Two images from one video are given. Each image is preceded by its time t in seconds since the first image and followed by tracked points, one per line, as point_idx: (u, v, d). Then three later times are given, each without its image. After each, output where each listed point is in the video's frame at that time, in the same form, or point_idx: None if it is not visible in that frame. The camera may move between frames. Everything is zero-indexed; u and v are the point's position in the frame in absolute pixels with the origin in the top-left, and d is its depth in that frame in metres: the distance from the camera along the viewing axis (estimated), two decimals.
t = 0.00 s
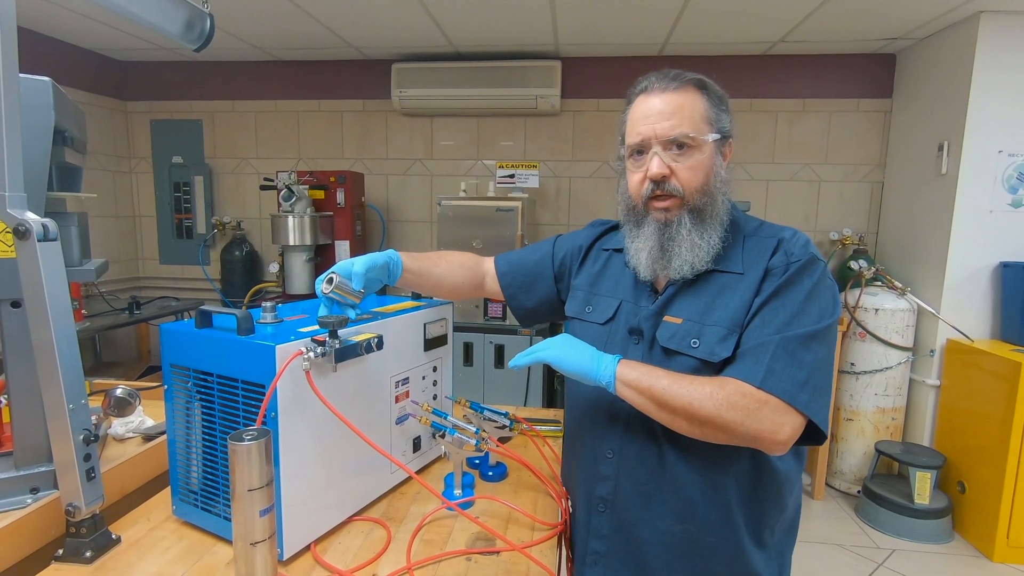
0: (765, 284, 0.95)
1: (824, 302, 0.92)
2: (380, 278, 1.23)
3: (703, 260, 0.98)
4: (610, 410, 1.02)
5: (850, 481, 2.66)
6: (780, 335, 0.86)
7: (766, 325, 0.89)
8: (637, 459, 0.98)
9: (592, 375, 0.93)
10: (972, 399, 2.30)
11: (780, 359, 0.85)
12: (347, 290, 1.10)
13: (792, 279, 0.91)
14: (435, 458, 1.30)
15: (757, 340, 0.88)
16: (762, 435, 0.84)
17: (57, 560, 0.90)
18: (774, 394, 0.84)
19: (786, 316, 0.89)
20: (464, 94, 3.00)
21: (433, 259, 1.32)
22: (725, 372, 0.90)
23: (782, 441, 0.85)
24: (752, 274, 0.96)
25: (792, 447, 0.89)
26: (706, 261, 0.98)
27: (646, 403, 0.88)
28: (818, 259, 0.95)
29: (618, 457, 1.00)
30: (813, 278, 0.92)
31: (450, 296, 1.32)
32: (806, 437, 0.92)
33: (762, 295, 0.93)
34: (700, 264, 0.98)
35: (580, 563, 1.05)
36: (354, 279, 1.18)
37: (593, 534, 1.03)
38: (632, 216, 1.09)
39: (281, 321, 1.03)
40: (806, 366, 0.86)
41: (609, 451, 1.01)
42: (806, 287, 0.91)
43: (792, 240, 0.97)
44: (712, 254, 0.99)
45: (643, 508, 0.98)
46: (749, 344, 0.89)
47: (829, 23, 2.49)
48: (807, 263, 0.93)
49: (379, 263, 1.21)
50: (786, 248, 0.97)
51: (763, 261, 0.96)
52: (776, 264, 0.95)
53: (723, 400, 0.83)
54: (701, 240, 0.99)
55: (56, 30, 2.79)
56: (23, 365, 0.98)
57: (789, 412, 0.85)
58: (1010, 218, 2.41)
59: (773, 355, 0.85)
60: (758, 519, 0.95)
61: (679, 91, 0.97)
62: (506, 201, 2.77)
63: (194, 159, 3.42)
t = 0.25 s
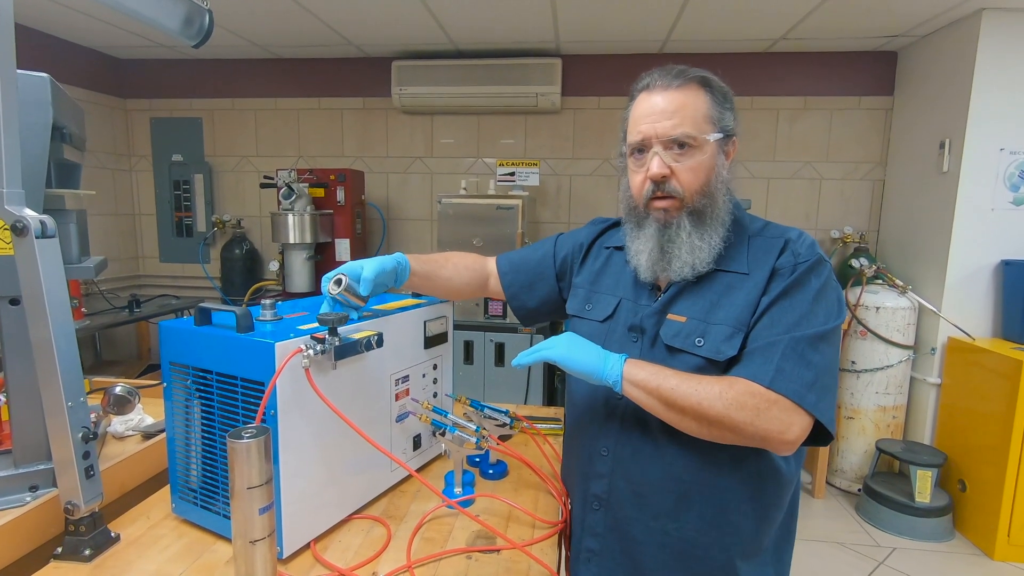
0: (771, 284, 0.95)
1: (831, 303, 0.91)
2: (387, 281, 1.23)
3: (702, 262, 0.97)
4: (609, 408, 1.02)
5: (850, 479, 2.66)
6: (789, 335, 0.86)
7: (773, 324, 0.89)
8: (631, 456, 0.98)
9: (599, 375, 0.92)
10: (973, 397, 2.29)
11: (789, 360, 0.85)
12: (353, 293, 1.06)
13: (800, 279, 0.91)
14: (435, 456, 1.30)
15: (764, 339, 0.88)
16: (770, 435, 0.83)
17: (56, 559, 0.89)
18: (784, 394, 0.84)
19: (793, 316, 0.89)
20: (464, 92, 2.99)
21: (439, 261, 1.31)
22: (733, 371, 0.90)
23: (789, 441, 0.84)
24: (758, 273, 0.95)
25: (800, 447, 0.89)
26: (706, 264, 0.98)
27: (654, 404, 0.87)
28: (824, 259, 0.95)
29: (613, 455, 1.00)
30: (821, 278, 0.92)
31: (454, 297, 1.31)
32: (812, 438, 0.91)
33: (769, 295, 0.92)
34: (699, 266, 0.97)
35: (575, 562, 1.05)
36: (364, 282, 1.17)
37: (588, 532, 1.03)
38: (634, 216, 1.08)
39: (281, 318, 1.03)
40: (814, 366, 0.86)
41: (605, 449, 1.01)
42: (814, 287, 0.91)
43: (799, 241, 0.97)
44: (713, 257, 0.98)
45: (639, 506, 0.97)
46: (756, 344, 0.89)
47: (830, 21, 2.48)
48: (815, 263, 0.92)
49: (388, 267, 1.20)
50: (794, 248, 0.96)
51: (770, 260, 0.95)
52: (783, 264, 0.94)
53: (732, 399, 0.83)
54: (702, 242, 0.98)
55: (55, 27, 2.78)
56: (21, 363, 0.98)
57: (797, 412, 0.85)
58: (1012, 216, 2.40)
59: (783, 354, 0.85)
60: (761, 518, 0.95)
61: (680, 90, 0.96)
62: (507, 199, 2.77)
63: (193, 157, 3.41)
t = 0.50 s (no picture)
0: (769, 285, 0.95)
1: (829, 307, 0.91)
2: (371, 268, 1.24)
3: (654, 256, 1.00)
4: (605, 408, 1.02)
5: (850, 478, 2.66)
6: (786, 338, 0.86)
7: (770, 326, 0.89)
8: (624, 454, 0.98)
9: (593, 375, 0.92)
10: (972, 395, 2.30)
11: (785, 363, 0.84)
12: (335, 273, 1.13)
13: (798, 282, 0.91)
14: (434, 456, 1.29)
15: (762, 342, 0.88)
16: (765, 439, 0.83)
17: (54, 560, 0.89)
18: (778, 398, 0.83)
19: (791, 319, 0.88)
20: (464, 91, 2.99)
21: (431, 255, 1.31)
22: (728, 374, 0.90)
23: (784, 445, 0.84)
24: (756, 275, 0.95)
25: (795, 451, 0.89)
26: (658, 259, 1.00)
27: (649, 406, 0.87)
28: (824, 262, 0.94)
29: (608, 454, 1.00)
30: (819, 281, 0.92)
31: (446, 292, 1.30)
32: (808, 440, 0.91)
33: (766, 296, 0.92)
34: (651, 260, 1.00)
35: (569, 560, 1.04)
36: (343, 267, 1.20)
37: (582, 529, 1.03)
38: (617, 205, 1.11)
39: (279, 319, 1.02)
40: (810, 370, 0.86)
41: (599, 447, 1.01)
42: (812, 290, 0.90)
43: (798, 243, 0.96)
44: (667, 254, 0.99)
45: (634, 505, 0.97)
46: (753, 346, 0.88)
47: (829, 19, 2.47)
48: (813, 266, 0.92)
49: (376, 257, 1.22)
50: (793, 250, 0.96)
51: (769, 262, 0.95)
52: (782, 266, 0.94)
53: (725, 403, 0.83)
54: (657, 238, 1.00)
55: (54, 27, 2.77)
56: (18, 364, 0.98)
57: (792, 416, 0.85)
58: (1012, 215, 2.39)
59: (778, 358, 0.85)
60: (758, 520, 0.95)
61: (670, 87, 0.96)
62: (506, 199, 2.76)
63: (192, 157, 3.41)
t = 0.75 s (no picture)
0: (761, 283, 0.95)
1: (821, 305, 0.91)
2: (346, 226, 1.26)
3: (647, 257, 0.99)
4: (600, 407, 1.02)
5: (849, 477, 2.66)
6: (778, 336, 0.86)
7: (763, 324, 0.89)
8: (619, 453, 0.99)
9: (586, 375, 0.92)
10: (971, 394, 2.30)
11: (778, 361, 0.84)
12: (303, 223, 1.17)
13: (791, 280, 0.91)
14: (432, 457, 1.29)
15: (754, 340, 0.88)
16: (758, 437, 0.83)
17: (51, 561, 0.89)
18: (771, 396, 0.83)
19: (784, 318, 0.88)
20: (462, 91, 2.99)
21: (412, 231, 1.31)
22: (720, 371, 0.89)
23: (777, 442, 0.84)
24: (749, 273, 0.95)
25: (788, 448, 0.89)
26: (650, 260, 0.99)
27: (641, 405, 0.87)
28: (817, 260, 0.94)
29: (602, 451, 1.00)
30: (812, 279, 0.92)
31: (432, 271, 1.30)
32: (802, 439, 0.91)
33: (759, 294, 0.92)
34: (643, 261, 1.00)
35: (564, 558, 1.04)
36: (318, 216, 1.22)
37: (576, 526, 1.02)
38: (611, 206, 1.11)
39: (276, 319, 1.02)
40: (803, 368, 0.85)
41: (593, 445, 1.01)
42: (805, 288, 0.90)
43: (791, 241, 0.96)
44: (658, 254, 0.99)
45: (629, 504, 0.97)
46: (745, 344, 0.88)
47: (827, 19, 2.48)
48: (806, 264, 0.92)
49: (349, 216, 1.25)
50: (786, 248, 0.96)
51: (762, 259, 0.95)
52: (774, 264, 0.94)
53: (717, 401, 0.83)
54: (648, 238, 1.00)
55: (52, 27, 2.77)
56: (15, 364, 0.97)
57: (784, 414, 0.85)
58: (1009, 214, 2.40)
59: (771, 356, 0.85)
60: (753, 518, 0.95)
61: (654, 87, 0.97)
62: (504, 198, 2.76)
63: (190, 157, 3.40)
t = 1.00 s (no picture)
0: (754, 283, 0.95)
1: (814, 303, 0.91)
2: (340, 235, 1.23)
3: (642, 257, 1.00)
4: (596, 405, 1.02)
5: (847, 476, 2.66)
6: (771, 335, 0.86)
7: (756, 323, 0.89)
8: (613, 451, 0.99)
9: (580, 373, 0.92)
10: (969, 394, 2.30)
11: (770, 360, 0.85)
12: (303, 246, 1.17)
13: (783, 279, 0.91)
14: (431, 456, 1.29)
15: (748, 338, 0.88)
16: (750, 435, 0.84)
17: (50, 561, 0.89)
18: (764, 394, 0.84)
19: (776, 316, 0.89)
20: (461, 91, 2.99)
21: (404, 229, 1.30)
22: (713, 370, 0.90)
23: (770, 440, 0.85)
24: (742, 272, 0.95)
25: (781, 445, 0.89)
26: (645, 260, 1.00)
27: (635, 404, 0.87)
28: (809, 259, 0.95)
29: (596, 450, 1.00)
30: (805, 278, 0.92)
31: (427, 269, 1.30)
32: (795, 436, 0.91)
33: (752, 294, 0.92)
34: (638, 261, 1.00)
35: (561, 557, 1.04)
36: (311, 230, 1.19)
37: (572, 525, 1.02)
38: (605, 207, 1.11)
39: (275, 318, 1.02)
40: (796, 366, 0.86)
41: (588, 443, 1.01)
42: (798, 286, 0.91)
43: (784, 240, 0.97)
44: (654, 254, 0.99)
45: (625, 503, 0.98)
46: (738, 343, 0.89)
47: (825, 19, 2.48)
48: (799, 263, 0.92)
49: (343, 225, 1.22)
50: (779, 247, 0.96)
51: (755, 258, 0.95)
52: (767, 263, 0.94)
53: (710, 400, 0.83)
54: (643, 239, 1.00)
55: (50, 27, 2.77)
56: (13, 364, 0.97)
57: (778, 412, 0.85)
58: (1007, 213, 2.40)
59: (764, 354, 0.85)
60: (747, 515, 0.95)
61: (646, 89, 0.97)
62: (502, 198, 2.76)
63: (189, 157, 3.40)
